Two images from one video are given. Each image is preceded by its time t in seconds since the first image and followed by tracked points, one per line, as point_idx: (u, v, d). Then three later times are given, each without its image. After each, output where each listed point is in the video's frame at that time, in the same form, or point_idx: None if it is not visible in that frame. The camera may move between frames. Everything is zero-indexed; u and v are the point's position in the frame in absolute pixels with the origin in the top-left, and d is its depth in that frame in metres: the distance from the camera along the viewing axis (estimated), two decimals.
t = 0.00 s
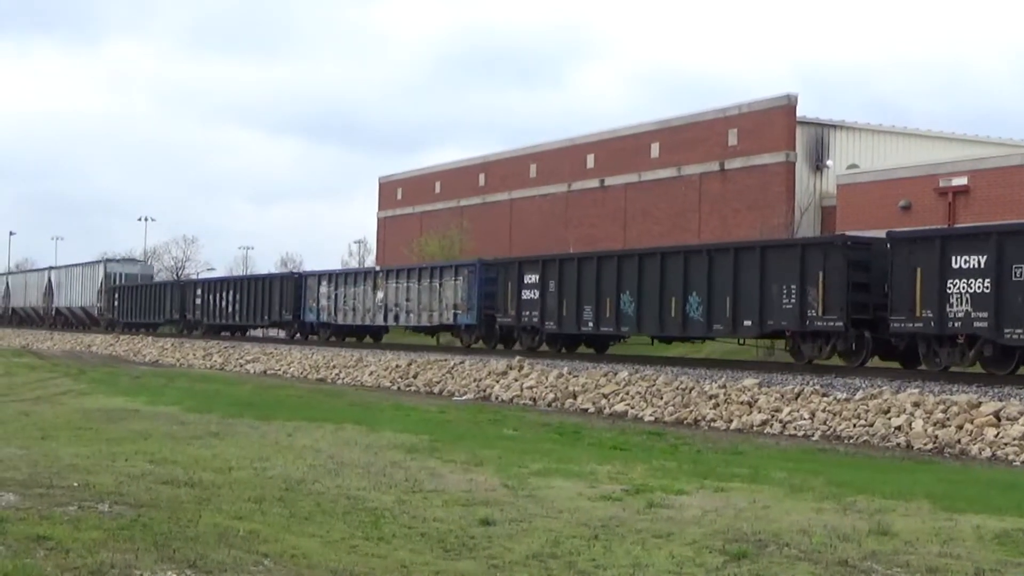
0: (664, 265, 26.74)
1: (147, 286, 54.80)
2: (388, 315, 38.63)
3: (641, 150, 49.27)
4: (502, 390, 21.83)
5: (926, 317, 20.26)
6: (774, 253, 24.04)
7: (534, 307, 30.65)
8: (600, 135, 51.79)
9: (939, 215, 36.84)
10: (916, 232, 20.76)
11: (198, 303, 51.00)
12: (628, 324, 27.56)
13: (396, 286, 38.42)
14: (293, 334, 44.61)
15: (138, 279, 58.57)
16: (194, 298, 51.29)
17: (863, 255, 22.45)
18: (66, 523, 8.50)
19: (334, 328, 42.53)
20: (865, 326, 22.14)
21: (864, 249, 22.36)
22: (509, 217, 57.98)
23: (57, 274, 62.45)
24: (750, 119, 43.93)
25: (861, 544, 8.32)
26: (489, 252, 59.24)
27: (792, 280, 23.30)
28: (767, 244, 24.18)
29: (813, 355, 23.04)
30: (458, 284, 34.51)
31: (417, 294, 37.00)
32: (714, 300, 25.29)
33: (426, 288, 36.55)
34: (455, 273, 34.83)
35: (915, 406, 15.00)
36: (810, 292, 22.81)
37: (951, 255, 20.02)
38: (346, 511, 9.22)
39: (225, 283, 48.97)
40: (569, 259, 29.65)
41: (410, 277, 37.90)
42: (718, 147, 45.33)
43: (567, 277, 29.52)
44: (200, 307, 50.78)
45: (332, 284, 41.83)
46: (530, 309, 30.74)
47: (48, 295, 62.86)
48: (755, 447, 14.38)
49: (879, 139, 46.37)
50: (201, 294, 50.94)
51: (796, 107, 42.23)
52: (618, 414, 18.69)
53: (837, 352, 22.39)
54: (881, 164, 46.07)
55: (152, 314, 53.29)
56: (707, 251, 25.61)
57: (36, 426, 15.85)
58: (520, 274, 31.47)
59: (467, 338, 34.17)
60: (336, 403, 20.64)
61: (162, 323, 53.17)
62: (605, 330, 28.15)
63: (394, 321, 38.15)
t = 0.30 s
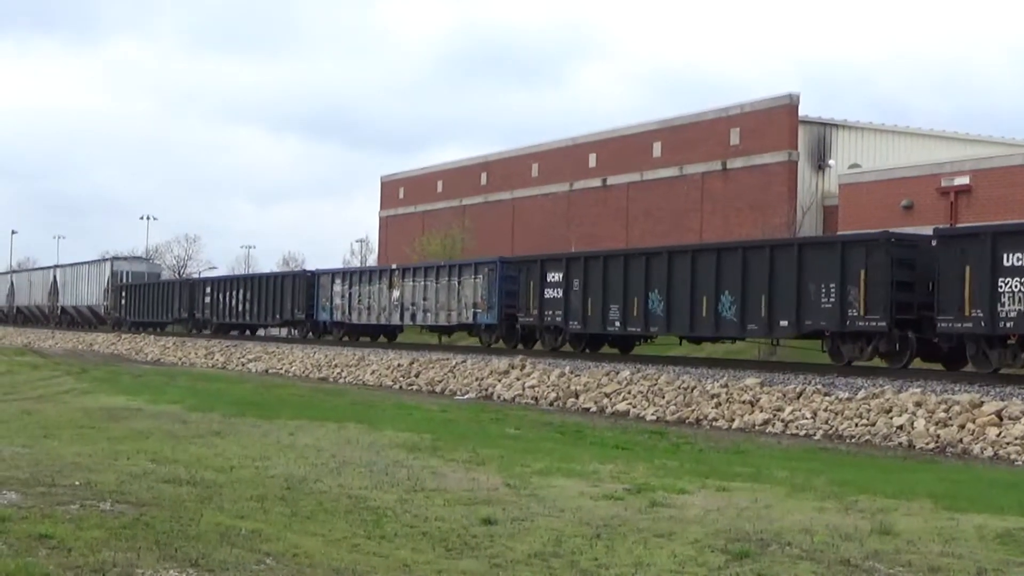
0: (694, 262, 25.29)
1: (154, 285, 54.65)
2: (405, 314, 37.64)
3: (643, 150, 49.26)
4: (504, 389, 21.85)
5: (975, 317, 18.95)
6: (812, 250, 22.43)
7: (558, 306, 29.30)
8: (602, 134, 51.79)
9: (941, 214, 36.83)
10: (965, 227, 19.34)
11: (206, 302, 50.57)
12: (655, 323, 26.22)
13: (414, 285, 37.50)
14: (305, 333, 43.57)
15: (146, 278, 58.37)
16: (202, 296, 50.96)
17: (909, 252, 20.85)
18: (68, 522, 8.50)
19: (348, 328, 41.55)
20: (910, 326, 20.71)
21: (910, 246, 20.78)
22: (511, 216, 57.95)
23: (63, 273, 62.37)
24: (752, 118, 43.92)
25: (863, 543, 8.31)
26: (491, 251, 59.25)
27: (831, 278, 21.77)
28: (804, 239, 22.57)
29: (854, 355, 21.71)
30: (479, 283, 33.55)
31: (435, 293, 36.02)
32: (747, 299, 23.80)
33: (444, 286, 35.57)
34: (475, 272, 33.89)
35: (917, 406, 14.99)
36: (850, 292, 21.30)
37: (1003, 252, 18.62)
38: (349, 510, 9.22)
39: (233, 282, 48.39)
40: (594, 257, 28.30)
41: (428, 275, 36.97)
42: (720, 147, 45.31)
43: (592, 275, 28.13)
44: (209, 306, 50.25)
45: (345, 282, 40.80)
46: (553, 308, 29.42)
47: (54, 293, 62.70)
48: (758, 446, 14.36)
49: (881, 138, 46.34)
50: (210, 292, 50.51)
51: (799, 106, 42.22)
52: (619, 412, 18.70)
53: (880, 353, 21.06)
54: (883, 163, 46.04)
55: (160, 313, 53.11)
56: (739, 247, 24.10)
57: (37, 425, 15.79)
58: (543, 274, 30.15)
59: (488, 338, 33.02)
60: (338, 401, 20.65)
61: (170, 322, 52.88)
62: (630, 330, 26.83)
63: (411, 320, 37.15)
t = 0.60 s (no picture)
0: (728, 261, 24.55)
1: (162, 283, 54.18)
2: (423, 314, 36.92)
3: (647, 150, 49.22)
4: (507, 389, 21.86)
5: None
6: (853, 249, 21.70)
7: (584, 306, 28.50)
8: (605, 134, 51.76)
9: (944, 215, 36.79)
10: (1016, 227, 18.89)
11: (217, 301, 49.97)
12: (687, 324, 25.48)
13: (432, 284, 36.74)
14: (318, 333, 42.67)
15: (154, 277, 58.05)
16: (213, 296, 50.32)
17: (955, 251, 20.28)
18: (70, 521, 8.50)
19: (364, 327, 40.70)
20: (956, 328, 20.09)
21: (957, 245, 20.21)
22: (515, 216, 57.91)
23: (70, 271, 62.04)
24: (755, 118, 43.90)
25: (866, 544, 8.31)
26: (494, 251, 59.24)
27: (874, 278, 21.08)
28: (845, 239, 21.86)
29: (898, 358, 20.96)
30: (499, 282, 32.77)
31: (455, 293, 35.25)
32: (785, 298, 23.07)
33: (464, 286, 34.85)
34: (495, 271, 33.14)
35: (920, 406, 14.97)
36: (895, 292, 20.61)
37: None
38: (352, 510, 9.23)
39: (245, 281, 47.66)
40: (622, 256, 27.52)
41: (446, 274, 36.25)
42: (724, 147, 45.27)
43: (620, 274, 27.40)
44: (220, 305, 49.61)
45: (361, 281, 40.10)
46: (579, 308, 28.62)
47: (61, 292, 62.38)
48: (761, 447, 14.35)
49: (884, 138, 46.31)
50: (221, 291, 49.79)
51: (802, 107, 42.17)
52: (622, 413, 18.68)
53: (924, 356, 20.35)
54: (885, 163, 45.98)
55: (170, 312, 52.57)
56: (775, 245, 23.39)
57: (41, 424, 15.78)
58: (567, 273, 29.33)
59: (509, 339, 32.28)
60: (341, 401, 20.62)
61: (180, 322, 52.45)
62: (660, 331, 26.06)
63: (430, 320, 36.44)
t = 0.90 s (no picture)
0: (760, 259, 23.27)
1: (166, 283, 53.82)
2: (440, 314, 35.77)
3: (647, 150, 49.25)
4: (508, 389, 21.85)
5: None
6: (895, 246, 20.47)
7: (607, 306, 27.38)
8: (605, 134, 51.78)
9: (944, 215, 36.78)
10: None
11: (225, 301, 49.19)
12: (717, 324, 24.28)
13: (449, 283, 35.56)
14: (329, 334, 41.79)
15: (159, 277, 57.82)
16: (221, 296, 49.62)
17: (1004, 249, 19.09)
18: (70, 521, 8.50)
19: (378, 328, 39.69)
20: (1005, 329, 18.93)
21: (1006, 241, 18.99)
22: (515, 216, 57.94)
23: (74, 271, 61.88)
24: (755, 118, 43.90)
25: (867, 544, 8.31)
26: (495, 251, 59.27)
27: (919, 276, 19.87)
28: (886, 235, 20.63)
29: (942, 360, 19.75)
30: (519, 281, 31.56)
31: (472, 292, 34.11)
32: (821, 298, 21.80)
33: (482, 285, 33.69)
34: (515, 270, 31.94)
35: (920, 406, 14.97)
36: (942, 291, 19.40)
37: None
38: (352, 510, 9.23)
39: (255, 280, 46.94)
40: (648, 254, 26.37)
41: (463, 273, 35.07)
42: (724, 147, 45.26)
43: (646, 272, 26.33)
44: (228, 305, 48.84)
45: (374, 280, 39.11)
46: (603, 308, 27.48)
47: (65, 292, 62.17)
48: (761, 447, 14.34)
49: (883, 138, 46.31)
50: (229, 291, 49.08)
51: (803, 106, 42.15)
52: (623, 413, 18.69)
53: (971, 359, 19.19)
54: (885, 163, 45.98)
55: (178, 313, 51.89)
56: (810, 241, 22.13)
57: (42, 424, 15.80)
58: (590, 271, 28.14)
59: (528, 340, 30.97)
60: (341, 401, 20.59)
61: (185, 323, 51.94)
62: (688, 332, 24.90)
63: (447, 320, 35.26)
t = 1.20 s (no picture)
0: (795, 257, 22.65)
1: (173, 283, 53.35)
2: (458, 314, 34.82)
3: (647, 150, 49.27)
4: (508, 389, 21.86)
5: None
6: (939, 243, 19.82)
7: (633, 305, 26.84)
8: (605, 134, 51.80)
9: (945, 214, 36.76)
10: None
11: (234, 301, 48.38)
12: (750, 325, 23.66)
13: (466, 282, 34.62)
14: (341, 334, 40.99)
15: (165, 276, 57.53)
16: (230, 295, 48.79)
17: None
18: (72, 521, 8.50)
19: (393, 328, 38.76)
20: None
21: None
22: (516, 215, 57.96)
23: (79, 271, 61.75)
24: (756, 118, 43.90)
25: (868, 544, 8.30)
26: (495, 251, 59.28)
27: (966, 275, 19.25)
28: (929, 232, 19.97)
29: (989, 361, 19.20)
30: (540, 281, 30.67)
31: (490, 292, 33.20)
32: (860, 297, 21.16)
33: (501, 285, 32.77)
34: (536, 269, 31.05)
35: (921, 405, 14.97)
36: (991, 290, 18.80)
37: None
38: (353, 510, 9.22)
39: (264, 280, 46.01)
40: (677, 252, 25.82)
41: (481, 273, 34.09)
42: (725, 146, 45.26)
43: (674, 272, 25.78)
44: (237, 305, 48.03)
45: (389, 280, 38.25)
46: (628, 308, 26.94)
47: (70, 293, 62.14)
48: (762, 446, 14.33)
49: (884, 138, 46.29)
50: (238, 290, 48.18)
51: (803, 106, 42.14)
52: (623, 412, 18.69)
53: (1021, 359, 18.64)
54: (886, 162, 45.97)
55: (186, 313, 51.15)
56: (848, 239, 21.46)
57: (43, 424, 15.81)
58: (615, 270, 27.67)
59: (550, 341, 30.22)
60: (342, 401, 20.58)
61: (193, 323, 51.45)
62: (720, 332, 24.29)
63: (464, 321, 34.31)
